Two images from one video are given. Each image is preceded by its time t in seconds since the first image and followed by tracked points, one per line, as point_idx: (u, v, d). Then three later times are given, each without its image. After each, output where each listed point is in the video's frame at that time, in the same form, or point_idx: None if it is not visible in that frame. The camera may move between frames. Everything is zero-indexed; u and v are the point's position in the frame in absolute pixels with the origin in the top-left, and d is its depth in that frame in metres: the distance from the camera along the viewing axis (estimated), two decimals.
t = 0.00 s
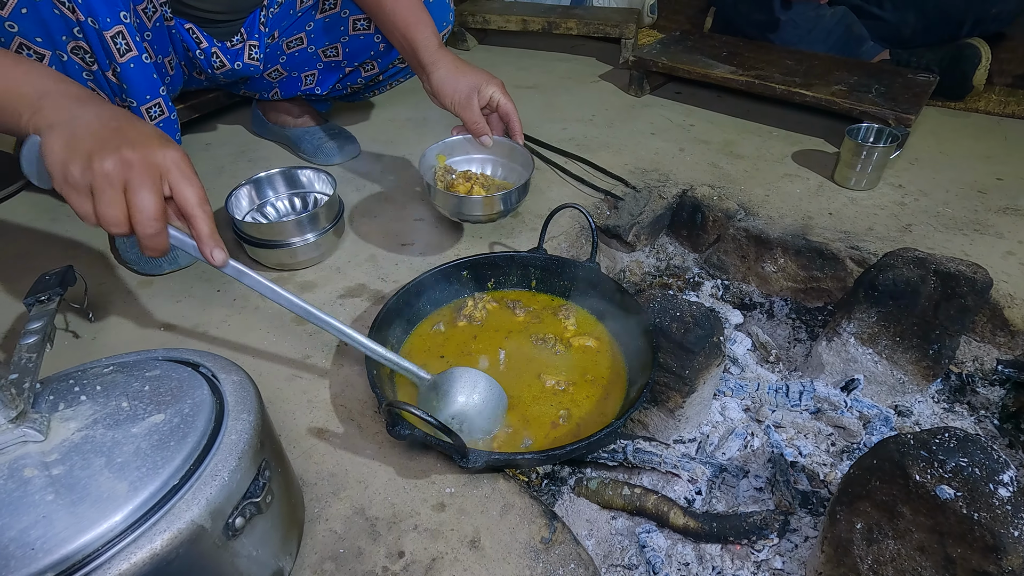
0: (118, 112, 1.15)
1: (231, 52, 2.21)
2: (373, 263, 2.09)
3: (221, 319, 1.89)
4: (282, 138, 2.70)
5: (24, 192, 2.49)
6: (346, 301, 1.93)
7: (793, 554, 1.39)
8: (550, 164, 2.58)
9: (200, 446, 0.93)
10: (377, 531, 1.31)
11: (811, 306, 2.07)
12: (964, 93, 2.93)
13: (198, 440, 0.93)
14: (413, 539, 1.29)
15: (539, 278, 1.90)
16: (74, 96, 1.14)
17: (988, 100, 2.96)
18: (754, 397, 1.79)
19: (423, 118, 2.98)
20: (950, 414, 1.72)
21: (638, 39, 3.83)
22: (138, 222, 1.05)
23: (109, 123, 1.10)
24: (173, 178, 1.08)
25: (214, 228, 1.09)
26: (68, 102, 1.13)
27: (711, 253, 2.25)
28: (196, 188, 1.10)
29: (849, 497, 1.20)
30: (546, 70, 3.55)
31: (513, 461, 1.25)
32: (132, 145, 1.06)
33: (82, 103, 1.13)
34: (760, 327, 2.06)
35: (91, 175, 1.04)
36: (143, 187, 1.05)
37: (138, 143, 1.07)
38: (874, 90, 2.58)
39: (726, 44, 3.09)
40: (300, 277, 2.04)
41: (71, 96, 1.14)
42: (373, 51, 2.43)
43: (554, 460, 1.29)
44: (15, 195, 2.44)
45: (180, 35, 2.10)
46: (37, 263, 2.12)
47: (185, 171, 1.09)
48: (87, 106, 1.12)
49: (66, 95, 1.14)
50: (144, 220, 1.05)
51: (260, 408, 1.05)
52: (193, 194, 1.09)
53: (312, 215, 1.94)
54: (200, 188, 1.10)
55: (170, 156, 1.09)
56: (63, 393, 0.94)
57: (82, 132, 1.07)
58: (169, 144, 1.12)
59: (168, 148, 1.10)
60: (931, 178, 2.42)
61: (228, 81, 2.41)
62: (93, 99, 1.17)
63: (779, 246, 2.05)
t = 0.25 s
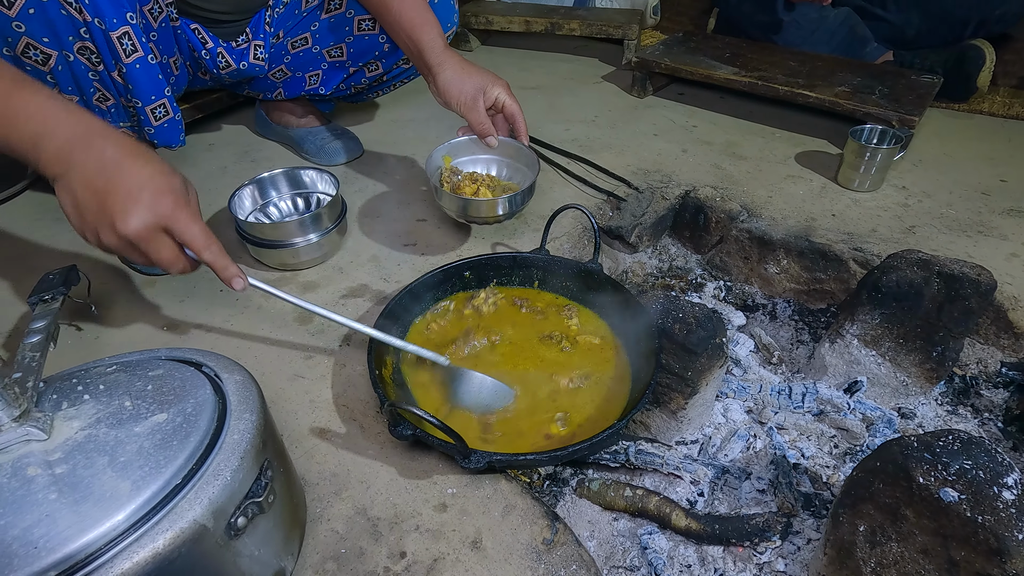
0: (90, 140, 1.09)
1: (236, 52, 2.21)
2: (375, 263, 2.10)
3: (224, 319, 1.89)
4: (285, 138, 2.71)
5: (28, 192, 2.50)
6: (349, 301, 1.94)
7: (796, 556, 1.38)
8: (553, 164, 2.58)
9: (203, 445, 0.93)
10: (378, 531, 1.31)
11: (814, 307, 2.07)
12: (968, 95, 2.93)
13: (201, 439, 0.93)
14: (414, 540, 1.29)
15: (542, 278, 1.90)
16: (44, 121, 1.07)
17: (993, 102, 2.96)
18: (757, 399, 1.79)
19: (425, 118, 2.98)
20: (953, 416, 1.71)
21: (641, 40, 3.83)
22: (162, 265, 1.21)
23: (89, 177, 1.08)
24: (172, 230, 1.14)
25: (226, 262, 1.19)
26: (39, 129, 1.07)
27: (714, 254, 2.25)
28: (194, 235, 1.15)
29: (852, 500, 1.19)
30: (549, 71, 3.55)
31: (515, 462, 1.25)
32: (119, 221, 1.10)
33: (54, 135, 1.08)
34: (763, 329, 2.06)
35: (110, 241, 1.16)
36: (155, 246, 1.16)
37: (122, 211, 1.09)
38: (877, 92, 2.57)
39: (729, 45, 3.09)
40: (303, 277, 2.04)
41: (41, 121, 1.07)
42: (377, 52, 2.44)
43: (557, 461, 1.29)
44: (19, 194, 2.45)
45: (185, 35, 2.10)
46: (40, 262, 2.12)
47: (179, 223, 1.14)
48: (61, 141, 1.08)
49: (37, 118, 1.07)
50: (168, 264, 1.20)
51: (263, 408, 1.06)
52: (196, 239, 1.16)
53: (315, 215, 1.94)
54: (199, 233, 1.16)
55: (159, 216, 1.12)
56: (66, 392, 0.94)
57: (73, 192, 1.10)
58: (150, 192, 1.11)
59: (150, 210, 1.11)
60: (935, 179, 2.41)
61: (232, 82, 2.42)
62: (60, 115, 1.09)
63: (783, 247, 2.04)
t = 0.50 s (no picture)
0: (82, 194, 1.27)
1: (241, 53, 2.22)
2: (378, 264, 2.09)
3: (227, 320, 1.89)
4: (288, 139, 2.71)
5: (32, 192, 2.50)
6: (351, 302, 1.93)
7: (799, 560, 1.37)
8: (555, 165, 2.58)
9: (204, 446, 0.93)
10: (380, 532, 1.30)
11: (817, 309, 2.06)
12: (972, 96, 2.92)
13: (203, 439, 0.93)
14: (416, 541, 1.29)
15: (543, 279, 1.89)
16: (49, 181, 1.28)
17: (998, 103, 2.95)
18: (760, 402, 1.78)
19: (428, 119, 2.98)
20: (958, 419, 1.70)
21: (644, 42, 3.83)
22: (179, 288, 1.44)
23: (94, 231, 1.30)
24: (165, 268, 1.33)
25: (217, 285, 1.36)
26: (49, 190, 1.29)
27: (717, 256, 2.24)
28: (184, 269, 1.33)
29: (856, 503, 1.19)
30: (551, 72, 3.55)
31: (517, 464, 1.25)
32: (120, 269, 1.31)
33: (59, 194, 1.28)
34: (766, 331, 2.05)
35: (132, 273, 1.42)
36: (161, 279, 1.38)
37: (121, 261, 1.30)
38: (881, 93, 2.56)
39: (732, 46, 3.08)
40: (305, 277, 2.04)
41: (47, 181, 1.28)
42: (381, 51, 2.44)
43: (559, 463, 1.28)
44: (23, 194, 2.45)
45: (191, 37, 2.10)
46: (44, 262, 2.13)
47: (169, 263, 1.32)
48: (66, 199, 1.28)
49: (42, 180, 1.28)
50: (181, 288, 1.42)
51: (265, 409, 1.05)
52: (187, 272, 1.34)
53: (317, 216, 1.94)
54: (188, 268, 1.33)
55: (150, 260, 1.31)
56: (67, 393, 0.94)
57: (89, 241, 1.34)
58: (135, 240, 1.28)
59: (139, 258, 1.30)
60: (939, 181, 2.40)
61: (237, 83, 2.42)
62: (55, 171, 1.27)
63: (786, 249, 2.04)
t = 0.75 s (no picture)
0: (84, 188, 1.29)
1: (245, 55, 2.24)
2: (381, 265, 2.10)
3: (231, 320, 1.89)
4: (292, 141, 2.72)
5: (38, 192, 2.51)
6: (355, 303, 1.94)
7: (803, 562, 1.37)
8: (558, 167, 2.58)
9: (211, 445, 0.93)
10: (384, 533, 1.31)
11: (821, 311, 2.06)
12: (977, 99, 2.91)
13: (209, 439, 0.93)
14: (420, 542, 1.29)
15: (547, 283, 1.89)
16: (50, 178, 1.29)
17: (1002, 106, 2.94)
18: (763, 404, 1.78)
19: (431, 121, 2.99)
20: (962, 422, 1.70)
21: (647, 44, 3.84)
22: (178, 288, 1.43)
23: (95, 227, 1.30)
24: (167, 263, 1.34)
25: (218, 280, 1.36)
26: (50, 188, 1.29)
27: (720, 258, 2.24)
28: (186, 263, 1.33)
29: (860, 505, 1.19)
30: (554, 74, 3.55)
31: (521, 465, 1.25)
32: (120, 263, 1.31)
33: (61, 191, 1.29)
34: (770, 333, 2.05)
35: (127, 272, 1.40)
36: (161, 275, 1.37)
37: (122, 255, 1.30)
38: (885, 96, 2.56)
39: (736, 48, 3.09)
40: (309, 278, 2.05)
41: (48, 178, 1.29)
42: (385, 54, 2.44)
43: (563, 464, 1.28)
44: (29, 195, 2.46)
45: (196, 38, 2.11)
46: (49, 262, 2.14)
47: (170, 257, 1.32)
48: (68, 195, 1.29)
49: (43, 177, 1.29)
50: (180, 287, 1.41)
51: (270, 409, 1.06)
52: (188, 266, 1.34)
53: (322, 217, 1.95)
54: (190, 261, 1.33)
55: (152, 253, 1.31)
56: (75, 392, 0.95)
57: (88, 239, 1.34)
58: (138, 234, 1.30)
59: (141, 251, 1.31)
60: (943, 184, 2.40)
61: (241, 84, 2.43)
62: (57, 167, 1.28)
63: (789, 250, 2.04)
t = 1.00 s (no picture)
0: (90, 211, 1.29)
1: (248, 55, 2.23)
2: (384, 265, 2.10)
3: (234, 320, 1.89)
4: (295, 141, 2.72)
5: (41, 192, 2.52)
6: (357, 302, 1.94)
7: (806, 562, 1.37)
8: (561, 167, 2.58)
9: (216, 444, 0.93)
10: (387, 532, 1.31)
11: (824, 312, 2.05)
12: (979, 100, 2.91)
13: (214, 437, 0.93)
14: (423, 541, 1.29)
15: (550, 281, 1.89)
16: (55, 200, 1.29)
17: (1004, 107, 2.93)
18: (766, 404, 1.78)
19: (434, 121, 2.99)
20: (966, 423, 1.69)
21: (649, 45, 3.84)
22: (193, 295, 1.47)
23: (106, 249, 1.33)
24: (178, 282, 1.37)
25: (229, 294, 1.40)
26: (56, 209, 1.30)
27: (723, 258, 2.23)
28: (196, 281, 1.36)
29: (863, 504, 1.17)
30: (556, 75, 3.56)
31: (524, 464, 1.25)
32: (135, 284, 1.36)
33: (67, 213, 1.30)
34: (772, 333, 2.05)
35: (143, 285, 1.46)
36: (175, 292, 1.42)
37: (136, 277, 1.34)
38: (887, 97, 2.56)
39: (738, 49, 3.09)
40: (312, 278, 2.05)
41: (52, 199, 1.29)
42: (388, 54, 2.45)
43: (567, 463, 1.28)
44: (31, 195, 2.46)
45: (199, 39, 2.12)
46: (52, 262, 2.14)
47: (180, 277, 1.35)
48: (75, 218, 1.30)
49: (49, 198, 1.29)
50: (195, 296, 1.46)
51: (275, 408, 1.06)
52: (199, 285, 1.37)
53: (325, 217, 1.95)
54: (199, 281, 1.36)
55: (163, 275, 1.34)
56: (80, 390, 0.95)
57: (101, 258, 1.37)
58: (147, 257, 1.32)
59: (151, 274, 1.34)
60: (945, 185, 2.40)
61: (244, 84, 2.43)
62: (61, 189, 1.28)
63: (792, 251, 2.05)
